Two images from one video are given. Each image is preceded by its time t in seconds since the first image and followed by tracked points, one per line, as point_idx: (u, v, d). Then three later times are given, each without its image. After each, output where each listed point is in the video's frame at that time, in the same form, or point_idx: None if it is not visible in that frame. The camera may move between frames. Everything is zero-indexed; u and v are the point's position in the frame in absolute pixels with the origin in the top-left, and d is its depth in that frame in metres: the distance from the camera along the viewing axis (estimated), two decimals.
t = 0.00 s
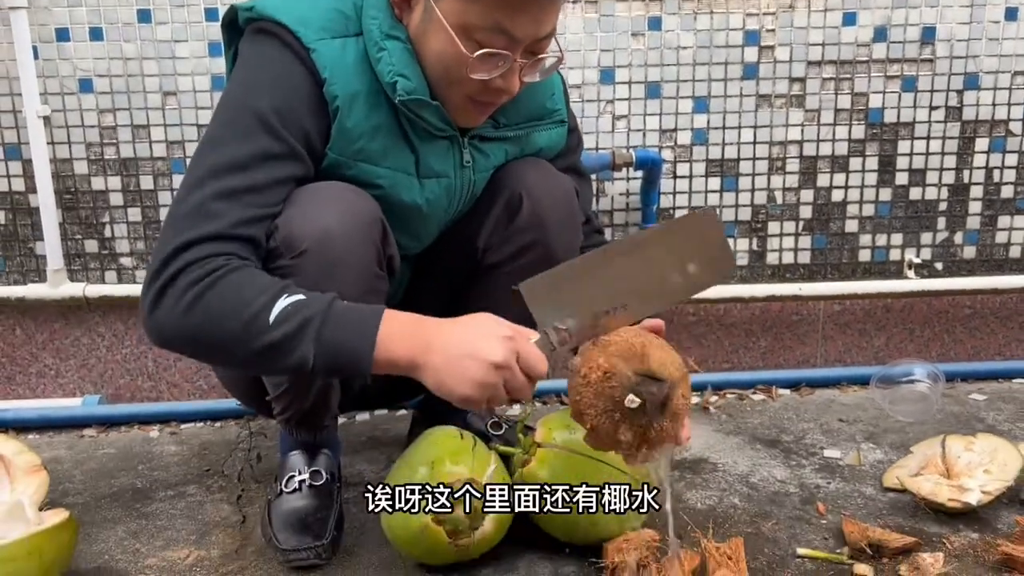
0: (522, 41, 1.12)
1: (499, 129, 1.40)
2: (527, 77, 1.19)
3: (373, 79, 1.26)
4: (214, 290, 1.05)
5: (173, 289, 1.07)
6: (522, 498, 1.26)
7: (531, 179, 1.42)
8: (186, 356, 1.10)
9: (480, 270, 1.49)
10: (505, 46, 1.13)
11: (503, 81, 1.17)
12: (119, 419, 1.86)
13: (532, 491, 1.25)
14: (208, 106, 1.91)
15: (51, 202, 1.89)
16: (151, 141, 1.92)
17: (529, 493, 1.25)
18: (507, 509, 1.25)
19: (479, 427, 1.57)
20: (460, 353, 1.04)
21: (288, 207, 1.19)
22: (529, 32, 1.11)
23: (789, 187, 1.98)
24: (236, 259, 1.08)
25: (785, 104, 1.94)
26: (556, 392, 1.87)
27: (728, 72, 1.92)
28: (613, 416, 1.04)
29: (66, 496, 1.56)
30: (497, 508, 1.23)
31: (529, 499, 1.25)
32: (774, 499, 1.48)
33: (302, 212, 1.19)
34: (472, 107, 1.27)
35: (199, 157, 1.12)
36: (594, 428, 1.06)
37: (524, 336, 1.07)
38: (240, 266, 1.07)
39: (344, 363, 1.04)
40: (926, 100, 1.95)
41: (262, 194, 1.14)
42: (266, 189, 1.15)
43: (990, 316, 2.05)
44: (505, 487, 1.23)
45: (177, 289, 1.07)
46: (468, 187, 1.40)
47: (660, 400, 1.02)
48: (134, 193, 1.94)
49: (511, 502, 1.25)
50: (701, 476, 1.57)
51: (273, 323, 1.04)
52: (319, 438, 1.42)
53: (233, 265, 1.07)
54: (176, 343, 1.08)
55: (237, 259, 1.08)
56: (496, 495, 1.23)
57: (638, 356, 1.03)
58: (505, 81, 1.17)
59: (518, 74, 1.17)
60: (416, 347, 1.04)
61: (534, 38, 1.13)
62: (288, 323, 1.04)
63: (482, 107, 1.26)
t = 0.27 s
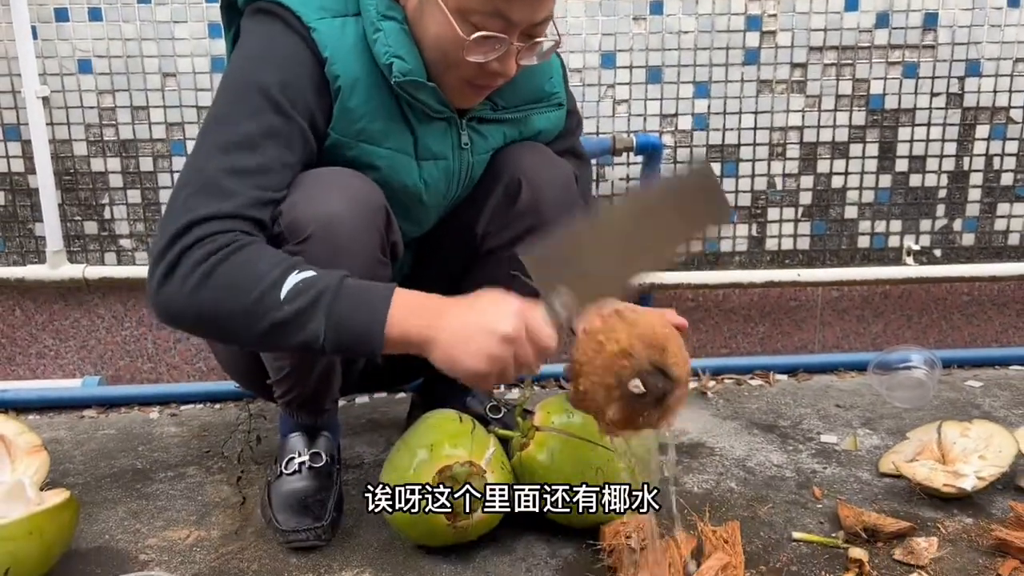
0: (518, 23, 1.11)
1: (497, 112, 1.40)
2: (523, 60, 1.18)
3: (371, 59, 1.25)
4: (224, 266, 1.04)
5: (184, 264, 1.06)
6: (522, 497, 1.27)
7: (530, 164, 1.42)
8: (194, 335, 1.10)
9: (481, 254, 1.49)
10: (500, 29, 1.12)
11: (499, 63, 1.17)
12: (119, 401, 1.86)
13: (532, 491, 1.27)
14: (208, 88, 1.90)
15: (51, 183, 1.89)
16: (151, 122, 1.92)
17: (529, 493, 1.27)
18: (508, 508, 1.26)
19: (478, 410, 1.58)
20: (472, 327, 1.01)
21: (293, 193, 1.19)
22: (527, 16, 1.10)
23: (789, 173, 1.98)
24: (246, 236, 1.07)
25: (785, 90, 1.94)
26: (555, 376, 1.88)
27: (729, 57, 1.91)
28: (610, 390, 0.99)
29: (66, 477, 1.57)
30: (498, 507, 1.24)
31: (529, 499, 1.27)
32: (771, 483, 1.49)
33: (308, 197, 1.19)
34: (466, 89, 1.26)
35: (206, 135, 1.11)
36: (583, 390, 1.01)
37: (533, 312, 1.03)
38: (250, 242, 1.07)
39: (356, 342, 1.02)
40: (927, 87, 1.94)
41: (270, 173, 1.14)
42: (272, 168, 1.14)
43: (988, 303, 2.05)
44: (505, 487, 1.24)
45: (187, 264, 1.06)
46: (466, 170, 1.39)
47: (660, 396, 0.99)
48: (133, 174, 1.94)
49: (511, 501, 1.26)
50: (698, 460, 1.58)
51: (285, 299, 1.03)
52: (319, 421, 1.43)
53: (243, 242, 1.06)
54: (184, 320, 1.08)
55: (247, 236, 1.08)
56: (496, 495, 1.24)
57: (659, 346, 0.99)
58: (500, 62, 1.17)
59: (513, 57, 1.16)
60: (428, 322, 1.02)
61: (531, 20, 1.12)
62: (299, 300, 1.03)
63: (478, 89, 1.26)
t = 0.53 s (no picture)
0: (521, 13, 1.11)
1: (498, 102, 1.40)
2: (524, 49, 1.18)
3: (372, 50, 1.25)
4: (216, 260, 1.05)
5: (175, 261, 1.07)
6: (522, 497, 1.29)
7: (530, 154, 1.42)
8: (190, 328, 1.11)
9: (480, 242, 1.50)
10: (503, 18, 1.12)
11: (501, 53, 1.17)
12: (119, 388, 1.87)
13: (532, 492, 1.29)
14: (207, 76, 1.90)
15: (50, 171, 1.89)
16: (151, 110, 1.92)
17: (529, 493, 1.29)
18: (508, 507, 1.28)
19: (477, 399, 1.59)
20: (457, 322, 1.02)
21: (291, 179, 1.20)
22: (528, 5, 1.10)
23: (788, 163, 1.98)
24: (238, 230, 1.08)
25: (785, 80, 1.94)
26: (553, 365, 1.89)
27: (729, 48, 1.91)
28: (628, 407, 1.04)
29: (67, 463, 1.57)
30: (498, 507, 1.26)
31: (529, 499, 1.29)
32: (767, 472, 1.51)
33: (306, 184, 1.20)
34: (469, 79, 1.26)
35: (200, 130, 1.12)
36: (601, 406, 1.06)
37: (524, 304, 1.04)
38: (241, 236, 1.07)
39: (342, 334, 1.03)
40: (927, 78, 1.95)
41: (264, 165, 1.14)
42: (267, 160, 1.15)
43: (985, 294, 2.06)
44: (506, 487, 1.26)
45: (179, 259, 1.07)
46: (467, 160, 1.40)
47: (673, 406, 1.03)
48: (133, 162, 1.94)
49: (512, 501, 1.28)
50: (695, 449, 1.59)
51: (275, 292, 1.04)
52: (318, 409, 1.44)
53: (235, 236, 1.07)
54: (180, 315, 1.09)
55: (238, 229, 1.08)
56: (497, 495, 1.25)
57: (669, 358, 1.03)
58: (502, 52, 1.17)
59: (516, 46, 1.16)
60: (416, 315, 1.03)
61: (533, 10, 1.12)
62: (288, 294, 1.03)
63: (480, 78, 1.26)
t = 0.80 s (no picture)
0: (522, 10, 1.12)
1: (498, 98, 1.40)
2: (524, 46, 1.19)
3: (373, 45, 1.25)
4: (223, 253, 1.05)
5: (183, 251, 1.07)
6: (523, 496, 1.30)
7: (531, 154, 1.42)
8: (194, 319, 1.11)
9: (480, 238, 1.50)
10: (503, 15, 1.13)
11: (501, 50, 1.17)
12: (120, 382, 1.88)
13: (532, 492, 1.30)
14: (208, 70, 1.90)
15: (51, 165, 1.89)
16: (151, 105, 1.92)
17: (529, 493, 1.30)
18: (508, 508, 1.30)
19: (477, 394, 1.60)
20: (460, 329, 1.03)
21: (293, 176, 1.20)
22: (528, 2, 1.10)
23: (787, 159, 1.99)
24: (246, 225, 1.08)
25: (784, 76, 1.94)
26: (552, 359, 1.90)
27: (729, 43, 1.92)
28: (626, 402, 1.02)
29: (68, 457, 1.58)
30: (497, 507, 1.27)
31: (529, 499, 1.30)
32: (766, 466, 1.51)
33: (308, 181, 1.20)
34: (470, 75, 1.27)
35: (206, 123, 1.12)
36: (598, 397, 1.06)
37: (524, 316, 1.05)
38: (250, 232, 1.07)
39: (348, 333, 1.03)
40: (926, 73, 1.95)
41: (268, 157, 1.15)
42: (271, 153, 1.15)
43: (983, 289, 2.07)
44: (506, 488, 1.27)
45: (187, 252, 1.07)
46: (466, 156, 1.40)
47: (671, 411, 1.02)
48: (133, 156, 1.94)
49: (512, 502, 1.29)
50: (694, 444, 1.60)
51: (283, 290, 1.04)
52: (319, 404, 1.45)
53: (244, 231, 1.07)
54: (184, 305, 1.09)
55: (246, 224, 1.08)
56: (496, 496, 1.27)
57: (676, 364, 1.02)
58: (503, 49, 1.18)
59: (516, 43, 1.17)
60: (421, 323, 1.03)
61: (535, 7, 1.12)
62: (295, 291, 1.03)
63: (480, 74, 1.26)
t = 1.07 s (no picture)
0: (523, 15, 1.12)
1: (498, 101, 1.41)
2: (525, 51, 1.19)
3: (373, 50, 1.26)
4: (213, 266, 1.06)
5: (175, 266, 1.08)
6: (523, 496, 1.31)
7: (529, 155, 1.42)
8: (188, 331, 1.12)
9: (480, 240, 1.51)
10: (504, 20, 1.13)
11: (503, 55, 1.18)
12: (119, 383, 1.88)
13: (531, 492, 1.31)
14: (206, 72, 1.91)
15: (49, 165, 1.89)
16: (149, 105, 1.92)
17: (529, 493, 1.31)
18: (508, 508, 1.30)
19: (475, 395, 1.60)
20: (448, 330, 1.03)
21: (288, 181, 1.21)
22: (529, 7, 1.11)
23: (784, 159, 1.99)
24: (235, 237, 1.09)
25: (782, 77, 1.94)
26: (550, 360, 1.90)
27: (726, 44, 1.92)
28: (601, 366, 1.04)
29: (67, 457, 1.58)
30: (497, 507, 1.28)
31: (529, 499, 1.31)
32: (763, 466, 1.52)
33: (304, 185, 1.21)
34: (471, 79, 1.27)
35: (199, 134, 1.12)
36: (577, 363, 1.06)
37: (510, 305, 1.04)
38: (239, 243, 1.08)
39: (338, 340, 1.04)
40: (923, 74, 1.95)
41: (262, 167, 1.15)
42: (264, 161, 1.15)
43: (979, 289, 2.07)
44: (506, 488, 1.28)
45: (178, 265, 1.07)
46: (467, 159, 1.40)
47: (646, 381, 1.03)
48: (132, 157, 1.95)
49: (512, 502, 1.30)
50: (691, 444, 1.61)
51: (270, 302, 1.05)
52: (317, 405, 1.45)
53: (232, 243, 1.08)
54: (177, 317, 1.10)
55: (236, 236, 1.09)
56: (496, 496, 1.27)
57: (658, 335, 1.04)
58: (504, 54, 1.18)
59: (517, 48, 1.17)
60: (408, 328, 1.04)
61: (536, 12, 1.13)
62: (282, 302, 1.04)
63: (481, 79, 1.27)
